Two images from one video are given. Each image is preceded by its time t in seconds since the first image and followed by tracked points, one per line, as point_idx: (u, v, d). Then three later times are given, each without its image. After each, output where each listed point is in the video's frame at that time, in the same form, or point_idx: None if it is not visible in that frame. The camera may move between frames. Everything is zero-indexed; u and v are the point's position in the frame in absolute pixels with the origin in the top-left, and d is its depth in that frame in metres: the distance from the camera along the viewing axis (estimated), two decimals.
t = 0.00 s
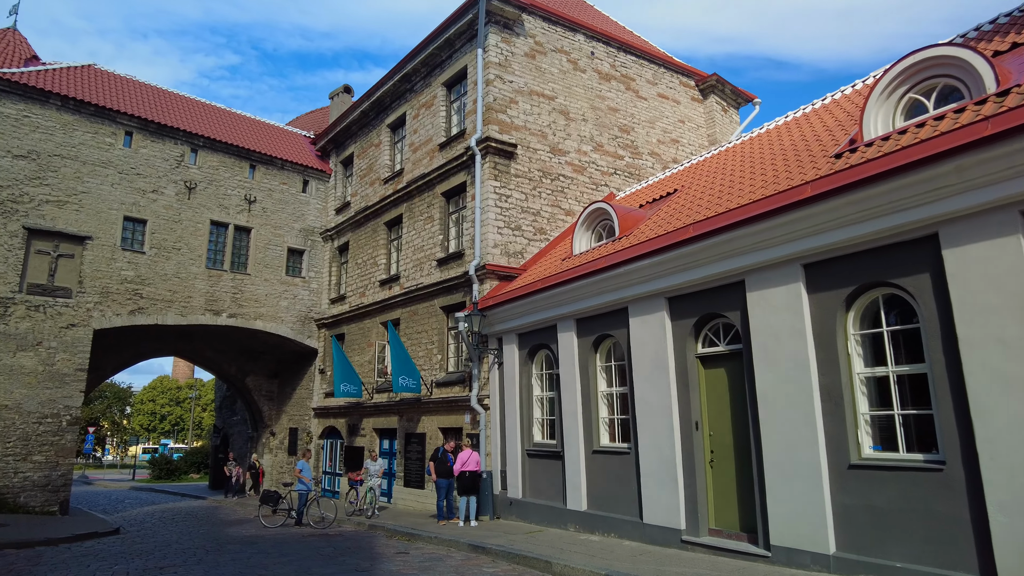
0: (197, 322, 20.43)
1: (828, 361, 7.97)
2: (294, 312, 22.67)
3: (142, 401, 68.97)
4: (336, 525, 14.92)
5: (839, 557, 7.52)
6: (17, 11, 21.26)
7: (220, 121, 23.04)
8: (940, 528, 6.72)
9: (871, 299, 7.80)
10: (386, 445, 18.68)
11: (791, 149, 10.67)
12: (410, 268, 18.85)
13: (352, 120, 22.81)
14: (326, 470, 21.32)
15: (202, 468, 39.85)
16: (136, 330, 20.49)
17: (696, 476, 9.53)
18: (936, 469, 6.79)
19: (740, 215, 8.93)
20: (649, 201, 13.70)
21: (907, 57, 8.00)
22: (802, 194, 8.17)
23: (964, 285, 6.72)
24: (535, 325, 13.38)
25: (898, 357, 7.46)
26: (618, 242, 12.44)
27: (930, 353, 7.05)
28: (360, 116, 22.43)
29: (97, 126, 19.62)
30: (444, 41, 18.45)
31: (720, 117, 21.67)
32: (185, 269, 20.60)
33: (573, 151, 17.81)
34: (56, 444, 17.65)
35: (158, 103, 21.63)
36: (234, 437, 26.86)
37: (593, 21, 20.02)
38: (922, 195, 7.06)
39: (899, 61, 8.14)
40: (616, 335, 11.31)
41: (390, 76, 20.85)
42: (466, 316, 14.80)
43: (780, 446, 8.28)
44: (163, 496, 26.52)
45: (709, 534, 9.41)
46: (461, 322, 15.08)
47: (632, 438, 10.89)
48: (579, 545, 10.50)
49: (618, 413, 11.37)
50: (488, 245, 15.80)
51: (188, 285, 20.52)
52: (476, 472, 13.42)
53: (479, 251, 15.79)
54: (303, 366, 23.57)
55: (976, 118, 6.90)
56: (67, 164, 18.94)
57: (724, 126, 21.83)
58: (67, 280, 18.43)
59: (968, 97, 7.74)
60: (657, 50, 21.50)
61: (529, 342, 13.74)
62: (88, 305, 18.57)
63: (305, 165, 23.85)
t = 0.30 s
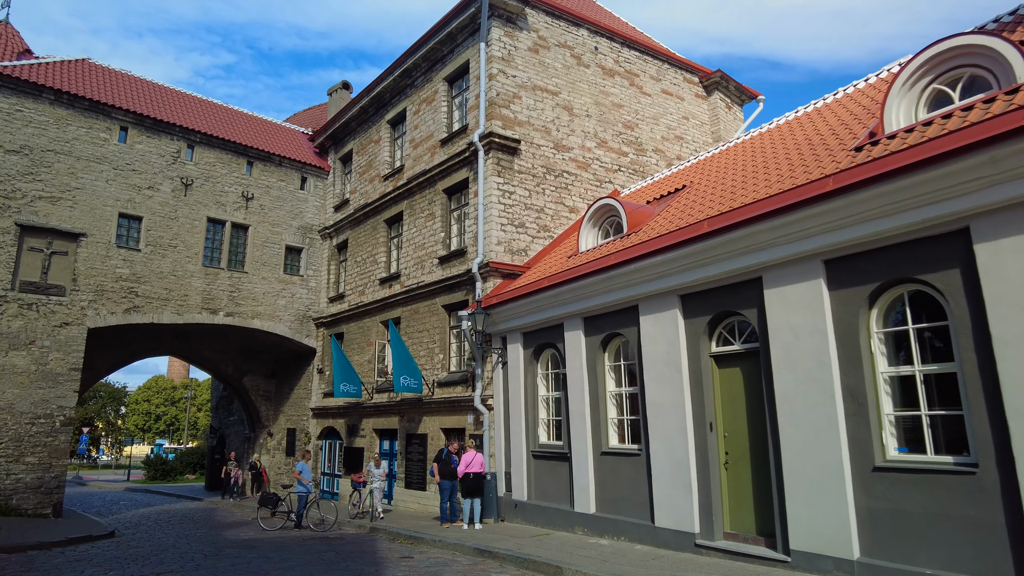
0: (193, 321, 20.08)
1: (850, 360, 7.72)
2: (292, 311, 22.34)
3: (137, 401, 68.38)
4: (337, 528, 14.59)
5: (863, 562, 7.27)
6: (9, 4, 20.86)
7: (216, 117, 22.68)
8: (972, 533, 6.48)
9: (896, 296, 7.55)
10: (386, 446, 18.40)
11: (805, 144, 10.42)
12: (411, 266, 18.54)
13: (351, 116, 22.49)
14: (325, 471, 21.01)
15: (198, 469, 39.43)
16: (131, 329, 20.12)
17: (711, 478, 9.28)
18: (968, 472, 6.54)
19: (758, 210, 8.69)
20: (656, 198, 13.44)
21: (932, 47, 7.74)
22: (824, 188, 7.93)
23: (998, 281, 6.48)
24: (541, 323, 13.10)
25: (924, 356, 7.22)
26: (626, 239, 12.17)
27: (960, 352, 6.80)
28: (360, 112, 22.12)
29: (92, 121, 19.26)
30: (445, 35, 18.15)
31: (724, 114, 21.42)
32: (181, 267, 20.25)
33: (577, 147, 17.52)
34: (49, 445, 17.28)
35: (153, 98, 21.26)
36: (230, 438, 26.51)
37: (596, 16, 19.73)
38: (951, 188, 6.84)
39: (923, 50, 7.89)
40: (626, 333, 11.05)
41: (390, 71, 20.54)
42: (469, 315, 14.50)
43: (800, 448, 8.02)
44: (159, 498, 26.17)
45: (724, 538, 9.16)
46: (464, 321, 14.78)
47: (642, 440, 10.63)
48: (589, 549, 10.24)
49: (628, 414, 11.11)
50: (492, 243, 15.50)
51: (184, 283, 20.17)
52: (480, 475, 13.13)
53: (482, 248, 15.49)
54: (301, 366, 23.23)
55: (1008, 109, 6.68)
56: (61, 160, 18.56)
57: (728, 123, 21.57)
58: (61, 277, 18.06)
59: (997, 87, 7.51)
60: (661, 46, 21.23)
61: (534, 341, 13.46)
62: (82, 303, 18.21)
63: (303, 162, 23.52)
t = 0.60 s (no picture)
0: (194, 322, 19.78)
1: (880, 360, 7.44)
2: (294, 312, 22.04)
3: (134, 404, 67.89)
4: (341, 534, 14.26)
5: (896, 571, 6.98)
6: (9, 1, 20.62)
7: (218, 116, 22.43)
8: (1014, 541, 6.20)
9: (927, 295, 7.29)
10: (389, 450, 18.13)
11: (825, 140, 10.17)
12: (416, 267, 18.26)
13: (355, 116, 22.26)
14: (327, 475, 20.69)
15: (197, 473, 39.00)
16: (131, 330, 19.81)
17: (731, 483, 8.99)
18: (1008, 478, 6.28)
19: (782, 206, 8.43)
20: (668, 197, 13.18)
21: (963, 37, 7.54)
22: (852, 183, 7.68)
23: None
24: (551, 325, 12.80)
25: (959, 357, 6.96)
26: (639, 238, 11.91)
27: (999, 352, 6.55)
28: (363, 111, 21.90)
29: (92, 119, 19.00)
30: (452, 33, 17.93)
31: (732, 115, 21.20)
32: (182, 267, 19.96)
33: (585, 147, 17.27)
34: (46, 448, 16.95)
35: (155, 97, 21.02)
36: (229, 442, 26.17)
37: (604, 15, 19.53)
38: (988, 182, 6.61)
39: (954, 41, 7.67)
40: (641, 334, 10.76)
41: (395, 70, 20.32)
42: (477, 316, 14.20)
43: (826, 451, 7.74)
44: (157, 502, 25.80)
45: (744, 545, 8.87)
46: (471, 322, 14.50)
47: (658, 444, 10.35)
48: (603, 556, 9.94)
49: (642, 417, 10.83)
50: (499, 243, 15.23)
51: (185, 284, 19.88)
52: (488, 479, 12.80)
53: (490, 248, 15.22)
54: (302, 369, 22.92)
55: None
56: (61, 158, 18.29)
57: (736, 124, 21.36)
58: (59, 277, 17.75)
59: None
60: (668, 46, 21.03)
61: (544, 343, 13.17)
62: (81, 303, 17.90)
63: (306, 162, 23.26)
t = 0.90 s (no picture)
0: (192, 327, 19.45)
1: (909, 366, 7.20)
2: (294, 318, 21.72)
3: (129, 411, 67.23)
4: (343, 544, 13.91)
5: None
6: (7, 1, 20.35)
7: (218, 119, 22.16)
8: None
9: (959, 299, 7.06)
10: (391, 458, 17.82)
11: (844, 141, 9.96)
12: (419, 272, 17.98)
13: (357, 119, 22.02)
14: (327, 483, 20.32)
15: (192, 480, 38.49)
16: (128, 335, 19.46)
17: (751, 493, 8.72)
18: None
19: (804, 208, 8.21)
20: (679, 200, 12.95)
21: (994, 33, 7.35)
22: (878, 183, 7.47)
23: None
24: (561, 330, 12.54)
25: (993, 363, 6.72)
26: (651, 241, 11.68)
27: None
28: (366, 114, 21.66)
29: (91, 120, 18.71)
30: (457, 35, 17.72)
31: (738, 119, 21.04)
32: (180, 271, 19.64)
33: (592, 150, 17.03)
34: (41, 456, 16.57)
35: (154, 98, 20.75)
36: (227, 449, 25.78)
37: (610, 18, 19.36)
38: None
39: (983, 37, 7.48)
40: (654, 340, 10.50)
41: (398, 72, 20.09)
42: (483, 321, 13.92)
43: (852, 460, 7.48)
44: (152, 510, 25.35)
45: (765, 557, 8.58)
46: (477, 327, 14.21)
47: (673, 452, 10.08)
48: (617, 569, 9.64)
49: (656, 425, 10.56)
50: (505, 246, 14.94)
51: (183, 288, 19.55)
52: (495, 489, 12.55)
53: (496, 252, 14.94)
54: (302, 375, 22.58)
55: None
56: (58, 160, 17.99)
57: (742, 128, 21.19)
58: (56, 281, 17.42)
59: None
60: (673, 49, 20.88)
61: (552, 348, 12.89)
62: (77, 308, 17.58)
63: (307, 165, 23.00)
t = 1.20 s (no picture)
0: (193, 328, 19.13)
1: (945, 362, 6.92)
2: (296, 319, 21.40)
3: (127, 415, 66.76)
4: (348, 549, 13.57)
5: None
6: None
7: (220, 118, 21.90)
8: None
9: (996, 292, 6.80)
10: (395, 461, 17.52)
11: (867, 134, 9.69)
12: (424, 272, 17.70)
13: (360, 118, 21.77)
14: (329, 487, 20.00)
15: (191, 484, 38.07)
16: (128, 336, 19.14)
17: (775, 495, 8.43)
18: None
19: (830, 199, 7.94)
20: (693, 197, 12.68)
21: None
22: (910, 172, 7.19)
23: None
24: (572, 329, 12.25)
25: None
26: (666, 237, 11.41)
27: None
28: (369, 113, 21.41)
29: (91, 118, 18.44)
30: (463, 31, 17.48)
31: (746, 118, 20.82)
32: (181, 271, 19.33)
33: (600, 148, 16.77)
34: (38, 459, 16.22)
35: (155, 97, 20.48)
36: (227, 452, 25.42)
37: (617, 15, 19.14)
38: None
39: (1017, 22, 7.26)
40: (671, 338, 10.21)
41: (402, 70, 19.85)
42: (491, 320, 13.62)
43: (884, 460, 7.19)
44: (151, 515, 24.96)
45: (790, 561, 8.29)
46: (485, 326, 13.91)
47: (691, 454, 9.79)
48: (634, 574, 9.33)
49: (673, 425, 10.27)
50: (513, 245, 14.67)
51: (184, 288, 19.24)
52: (505, 492, 12.21)
53: (504, 251, 14.67)
54: (304, 377, 22.26)
55: None
56: (58, 158, 17.71)
57: (750, 127, 20.97)
58: (54, 281, 17.11)
59: None
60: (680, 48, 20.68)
61: (563, 348, 12.60)
62: (76, 308, 17.26)
63: (309, 165, 22.72)
